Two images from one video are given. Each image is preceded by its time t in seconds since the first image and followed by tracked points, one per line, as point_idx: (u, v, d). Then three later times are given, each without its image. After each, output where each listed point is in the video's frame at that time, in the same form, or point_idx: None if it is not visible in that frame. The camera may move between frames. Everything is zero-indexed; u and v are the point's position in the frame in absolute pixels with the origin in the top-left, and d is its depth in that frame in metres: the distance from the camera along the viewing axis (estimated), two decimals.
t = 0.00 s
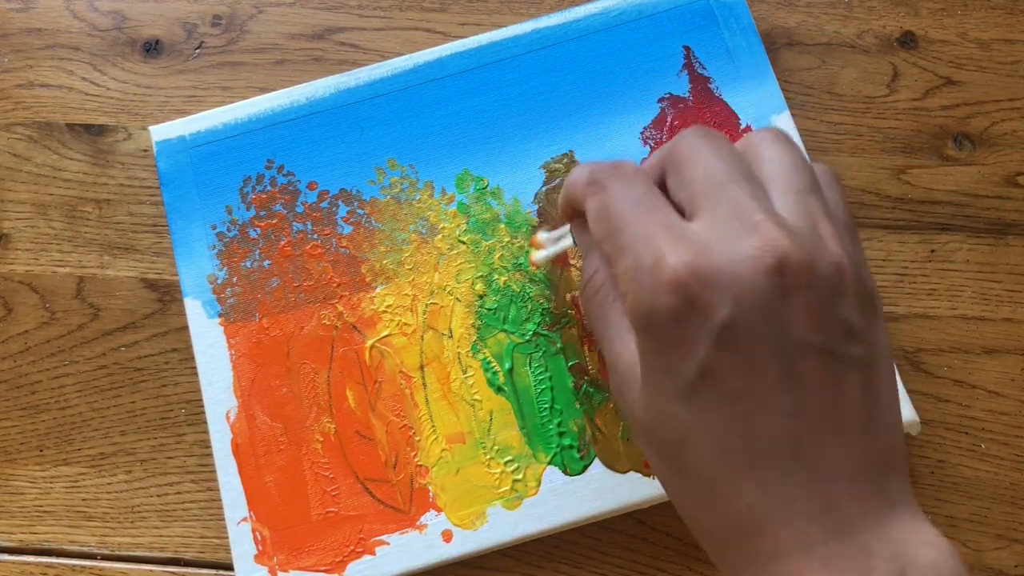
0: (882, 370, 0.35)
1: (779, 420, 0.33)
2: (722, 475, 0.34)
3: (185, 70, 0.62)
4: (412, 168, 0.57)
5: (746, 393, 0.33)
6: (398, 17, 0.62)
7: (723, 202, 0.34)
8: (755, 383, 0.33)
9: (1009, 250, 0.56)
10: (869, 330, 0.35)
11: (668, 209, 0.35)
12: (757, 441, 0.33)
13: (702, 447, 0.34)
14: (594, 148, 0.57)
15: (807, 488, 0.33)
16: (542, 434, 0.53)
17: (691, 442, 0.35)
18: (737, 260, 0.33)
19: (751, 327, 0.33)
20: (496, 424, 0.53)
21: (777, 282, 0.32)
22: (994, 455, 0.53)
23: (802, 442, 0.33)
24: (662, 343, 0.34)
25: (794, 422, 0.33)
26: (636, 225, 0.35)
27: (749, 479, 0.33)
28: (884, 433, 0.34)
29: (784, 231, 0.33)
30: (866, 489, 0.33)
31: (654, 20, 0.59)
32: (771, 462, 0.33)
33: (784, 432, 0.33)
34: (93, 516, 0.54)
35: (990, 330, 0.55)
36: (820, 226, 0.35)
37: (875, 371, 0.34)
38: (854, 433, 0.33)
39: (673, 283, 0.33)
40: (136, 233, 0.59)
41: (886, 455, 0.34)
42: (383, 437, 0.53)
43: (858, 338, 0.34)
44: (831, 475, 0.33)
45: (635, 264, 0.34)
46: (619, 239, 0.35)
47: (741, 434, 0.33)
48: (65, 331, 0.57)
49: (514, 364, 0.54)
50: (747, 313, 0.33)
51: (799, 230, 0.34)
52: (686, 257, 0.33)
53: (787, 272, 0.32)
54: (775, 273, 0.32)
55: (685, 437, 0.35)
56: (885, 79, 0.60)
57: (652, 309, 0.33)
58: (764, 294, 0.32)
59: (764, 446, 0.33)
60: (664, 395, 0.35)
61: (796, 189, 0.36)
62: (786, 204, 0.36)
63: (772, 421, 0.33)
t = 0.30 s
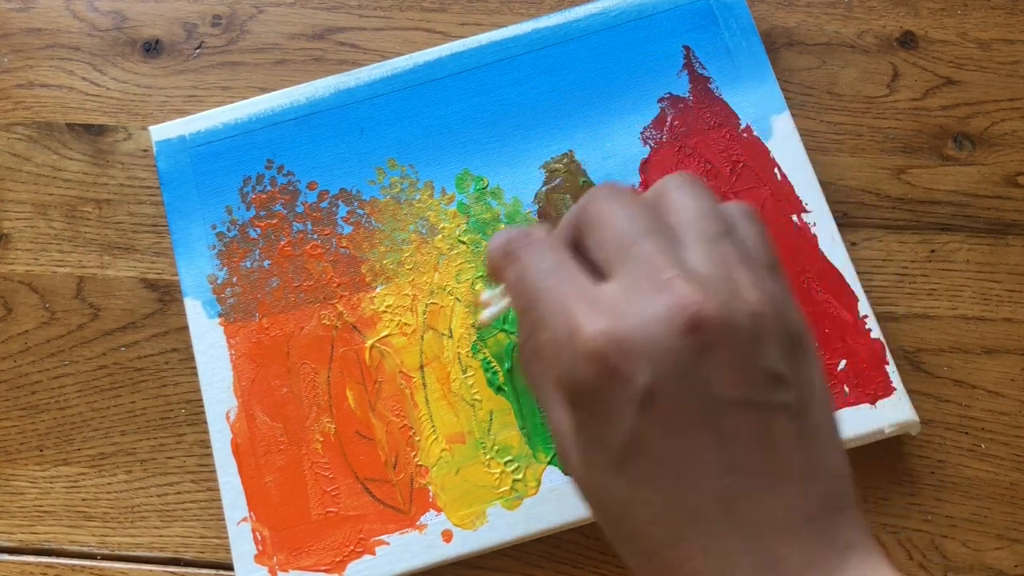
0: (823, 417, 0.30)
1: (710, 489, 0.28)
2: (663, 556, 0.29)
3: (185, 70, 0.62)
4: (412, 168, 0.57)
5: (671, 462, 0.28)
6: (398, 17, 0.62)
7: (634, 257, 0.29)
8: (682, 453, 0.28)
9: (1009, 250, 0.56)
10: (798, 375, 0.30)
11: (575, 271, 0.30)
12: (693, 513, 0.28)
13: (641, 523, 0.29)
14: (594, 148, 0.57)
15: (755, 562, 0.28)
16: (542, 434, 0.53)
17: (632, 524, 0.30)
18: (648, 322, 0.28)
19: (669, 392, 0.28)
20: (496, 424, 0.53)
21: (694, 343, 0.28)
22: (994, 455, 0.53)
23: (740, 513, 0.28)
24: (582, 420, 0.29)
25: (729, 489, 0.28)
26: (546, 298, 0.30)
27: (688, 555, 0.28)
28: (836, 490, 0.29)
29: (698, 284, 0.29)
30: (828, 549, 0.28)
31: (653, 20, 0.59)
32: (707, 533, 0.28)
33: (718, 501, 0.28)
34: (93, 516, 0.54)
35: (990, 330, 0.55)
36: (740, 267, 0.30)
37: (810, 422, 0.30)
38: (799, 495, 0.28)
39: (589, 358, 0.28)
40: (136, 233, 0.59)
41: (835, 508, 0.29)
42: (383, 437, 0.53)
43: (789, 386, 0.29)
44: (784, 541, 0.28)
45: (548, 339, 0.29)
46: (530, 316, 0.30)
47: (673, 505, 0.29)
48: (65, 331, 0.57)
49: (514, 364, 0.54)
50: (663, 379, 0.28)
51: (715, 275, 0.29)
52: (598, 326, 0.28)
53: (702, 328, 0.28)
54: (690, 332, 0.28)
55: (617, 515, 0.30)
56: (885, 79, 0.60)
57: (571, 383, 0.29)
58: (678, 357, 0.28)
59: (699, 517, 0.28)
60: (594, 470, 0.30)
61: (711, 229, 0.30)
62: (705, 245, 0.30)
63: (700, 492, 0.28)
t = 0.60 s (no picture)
0: (802, 434, 0.33)
1: (691, 500, 0.31)
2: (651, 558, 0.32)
3: (185, 70, 0.62)
4: (412, 168, 0.57)
5: (656, 474, 0.31)
6: (398, 17, 0.62)
7: (620, 287, 0.33)
8: (665, 466, 0.31)
9: (1009, 250, 0.56)
10: (777, 397, 0.33)
11: (567, 297, 0.33)
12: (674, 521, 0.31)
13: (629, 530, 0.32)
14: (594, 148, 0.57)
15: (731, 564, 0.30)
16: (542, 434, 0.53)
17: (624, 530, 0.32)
18: (631, 348, 0.31)
19: (653, 412, 0.31)
20: (497, 424, 0.53)
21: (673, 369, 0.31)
22: (994, 455, 0.53)
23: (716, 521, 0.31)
24: (573, 437, 0.32)
25: (707, 498, 0.31)
26: (536, 324, 0.33)
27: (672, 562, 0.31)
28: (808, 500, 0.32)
29: (679, 313, 0.32)
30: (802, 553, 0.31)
31: (653, 20, 0.59)
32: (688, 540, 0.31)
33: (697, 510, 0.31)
34: (93, 516, 0.54)
35: (990, 330, 0.55)
36: (723, 296, 0.33)
37: (789, 440, 0.33)
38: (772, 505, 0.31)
39: (574, 382, 0.31)
40: (136, 234, 0.59)
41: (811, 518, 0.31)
42: (383, 437, 0.53)
43: (766, 407, 0.33)
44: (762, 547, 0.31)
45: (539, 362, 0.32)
46: (523, 339, 0.33)
47: (657, 513, 0.31)
48: (65, 331, 0.57)
49: (514, 364, 0.54)
50: (647, 399, 0.31)
51: (696, 305, 0.33)
52: (585, 351, 0.31)
53: (682, 354, 0.31)
54: (670, 357, 0.31)
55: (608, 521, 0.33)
56: (885, 79, 0.60)
57: (558, 404, 0.32)
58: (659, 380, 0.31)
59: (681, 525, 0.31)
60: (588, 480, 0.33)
61: (696, 261, 0.34)
62: (689, 278, 0.33)
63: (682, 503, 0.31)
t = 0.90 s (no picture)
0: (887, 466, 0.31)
1: (776, 521, 0.30)
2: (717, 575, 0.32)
3: (185, 70, 0.62)
4: (412, 168, 0.57)
5: (743, 493, 0.30)
6: (398, 17, 0.62)
7: (722, 292, 0.30)
8: (757, 486, 0.30)
9: (1009, 250, 0.56)
10: (874, 426, 0.30)
11: (662, 301, 0.31)
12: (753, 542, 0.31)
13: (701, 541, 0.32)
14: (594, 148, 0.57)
15: None
16: (542, 434, 0.53)
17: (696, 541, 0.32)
18: (739, 360, 0.28)
19: (753, 433, 0.29)
20: (496, 424, 0.53)
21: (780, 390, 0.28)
22: (994, 455, 0.53)
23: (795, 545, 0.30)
24: (662, 443, 0.31)
25: (792, 524, 0.30)
26: (632, 323, 0.31)
27: None
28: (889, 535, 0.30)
29: (791, 328, 0.29)
30: None
31: (653, 20, 0.59)
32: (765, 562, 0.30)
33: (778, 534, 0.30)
34: (93, 516, 0.54)
35: (990, 330, 0.55)
36: (828, 315, 0.30)
37: (879, 468, 0.31)
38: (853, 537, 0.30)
39: (672, 388, 0.29)
40: (136, 233, 0.59)
41: (890, 554, 0.30)
42: (383, 437, 0.53)
43: (863, 437, 0.30)
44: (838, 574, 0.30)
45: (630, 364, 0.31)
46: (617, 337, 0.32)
47: (739, 532, 0.31)
48: (65, 331, 0.57)
49: (513, 364, 0.54)
50: (749, 417, 0.28)
51: (805, 318, 0.29)
52: (685, 358, 0.29)
53: (792, 373, 0.28)
54: (779, 375, 0.28)
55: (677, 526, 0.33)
56: (885, 79, 0.60)
57: (651, 411, 0.30)
58: (761, 399, 0.28)
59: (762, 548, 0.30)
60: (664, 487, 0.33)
61: (800, 274, 0.31)
62: (796, 287, 0.30)
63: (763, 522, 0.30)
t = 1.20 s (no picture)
0: (804, 464, 0.32)
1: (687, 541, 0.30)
2: None
3: (185, 70, 0.62)
4: (412, 168, 0.57)
5: (650, 517, 0.30)
6: (398, 17, 0.62)
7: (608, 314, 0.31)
8: (659, 509, 0.30)
9: (1009, 250, 0.56)
10: (776, 430, 0.32)
11: (553, 330, 0.31)
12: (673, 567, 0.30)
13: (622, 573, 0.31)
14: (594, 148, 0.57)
15: None
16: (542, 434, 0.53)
17: None
18: (619, 385, 0.30)
19: (643, 453, 0.30)
20: (497, 424, 0.53)
21: (664, 403, 0.30)
22: (994, 455, 0.53)
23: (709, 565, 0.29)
24: (562, 478, 0.31)
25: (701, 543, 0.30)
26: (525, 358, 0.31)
27: None
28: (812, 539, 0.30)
29: (667, 344, 0.30)
30: None
31: (653, 20, 0.59)
32: None
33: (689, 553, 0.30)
34: (93, 516, 0.54)
35: (990, 330, 0.55)
36: (717, 321, 0.31)
37: (786, 474, 0.31)
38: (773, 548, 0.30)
39: (561, 423, 0.30)
40: (136, 234, 0.59)
41: (817, 556, 0.30)
42: (383, 437, 0.53)
43: (763, 441, 0.31)
44: None
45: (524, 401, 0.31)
46: (511, 373, 0.32)
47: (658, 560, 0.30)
48: (65, 331, 0.57)
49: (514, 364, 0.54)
50: (636, 437, 0.30)
51: (686, 329, 0.31)
52: (570, 389, 0.30)
53: (673, 389, 0.30)
54: (659, 392, 0.30)
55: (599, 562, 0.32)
56: (885, 79, 0.60)
57: (547, 443, 0.31)
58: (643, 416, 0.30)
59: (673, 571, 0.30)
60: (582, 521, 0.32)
61: (688, 280, 0.32)
62: (681, 297, 0.31)
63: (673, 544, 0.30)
